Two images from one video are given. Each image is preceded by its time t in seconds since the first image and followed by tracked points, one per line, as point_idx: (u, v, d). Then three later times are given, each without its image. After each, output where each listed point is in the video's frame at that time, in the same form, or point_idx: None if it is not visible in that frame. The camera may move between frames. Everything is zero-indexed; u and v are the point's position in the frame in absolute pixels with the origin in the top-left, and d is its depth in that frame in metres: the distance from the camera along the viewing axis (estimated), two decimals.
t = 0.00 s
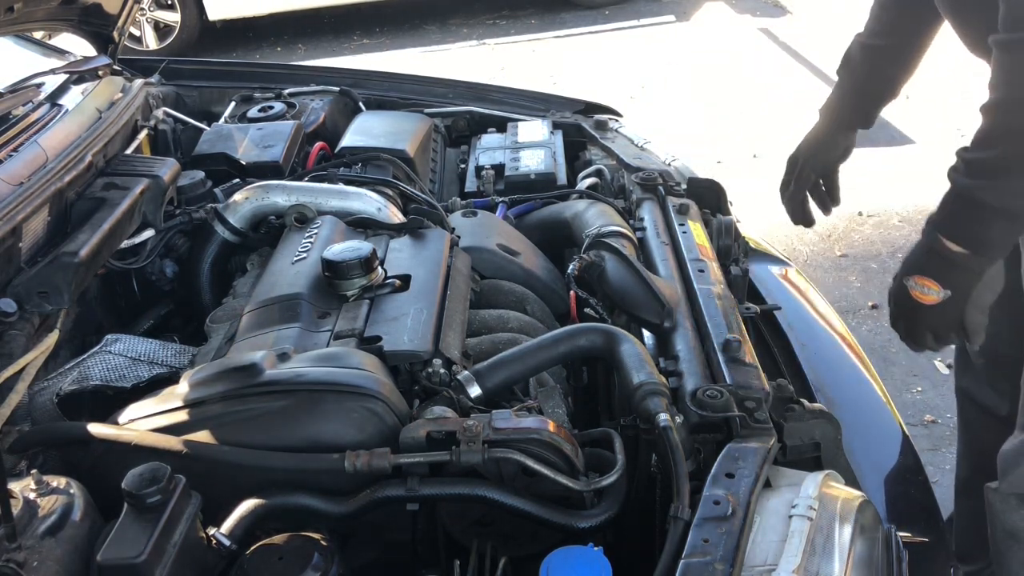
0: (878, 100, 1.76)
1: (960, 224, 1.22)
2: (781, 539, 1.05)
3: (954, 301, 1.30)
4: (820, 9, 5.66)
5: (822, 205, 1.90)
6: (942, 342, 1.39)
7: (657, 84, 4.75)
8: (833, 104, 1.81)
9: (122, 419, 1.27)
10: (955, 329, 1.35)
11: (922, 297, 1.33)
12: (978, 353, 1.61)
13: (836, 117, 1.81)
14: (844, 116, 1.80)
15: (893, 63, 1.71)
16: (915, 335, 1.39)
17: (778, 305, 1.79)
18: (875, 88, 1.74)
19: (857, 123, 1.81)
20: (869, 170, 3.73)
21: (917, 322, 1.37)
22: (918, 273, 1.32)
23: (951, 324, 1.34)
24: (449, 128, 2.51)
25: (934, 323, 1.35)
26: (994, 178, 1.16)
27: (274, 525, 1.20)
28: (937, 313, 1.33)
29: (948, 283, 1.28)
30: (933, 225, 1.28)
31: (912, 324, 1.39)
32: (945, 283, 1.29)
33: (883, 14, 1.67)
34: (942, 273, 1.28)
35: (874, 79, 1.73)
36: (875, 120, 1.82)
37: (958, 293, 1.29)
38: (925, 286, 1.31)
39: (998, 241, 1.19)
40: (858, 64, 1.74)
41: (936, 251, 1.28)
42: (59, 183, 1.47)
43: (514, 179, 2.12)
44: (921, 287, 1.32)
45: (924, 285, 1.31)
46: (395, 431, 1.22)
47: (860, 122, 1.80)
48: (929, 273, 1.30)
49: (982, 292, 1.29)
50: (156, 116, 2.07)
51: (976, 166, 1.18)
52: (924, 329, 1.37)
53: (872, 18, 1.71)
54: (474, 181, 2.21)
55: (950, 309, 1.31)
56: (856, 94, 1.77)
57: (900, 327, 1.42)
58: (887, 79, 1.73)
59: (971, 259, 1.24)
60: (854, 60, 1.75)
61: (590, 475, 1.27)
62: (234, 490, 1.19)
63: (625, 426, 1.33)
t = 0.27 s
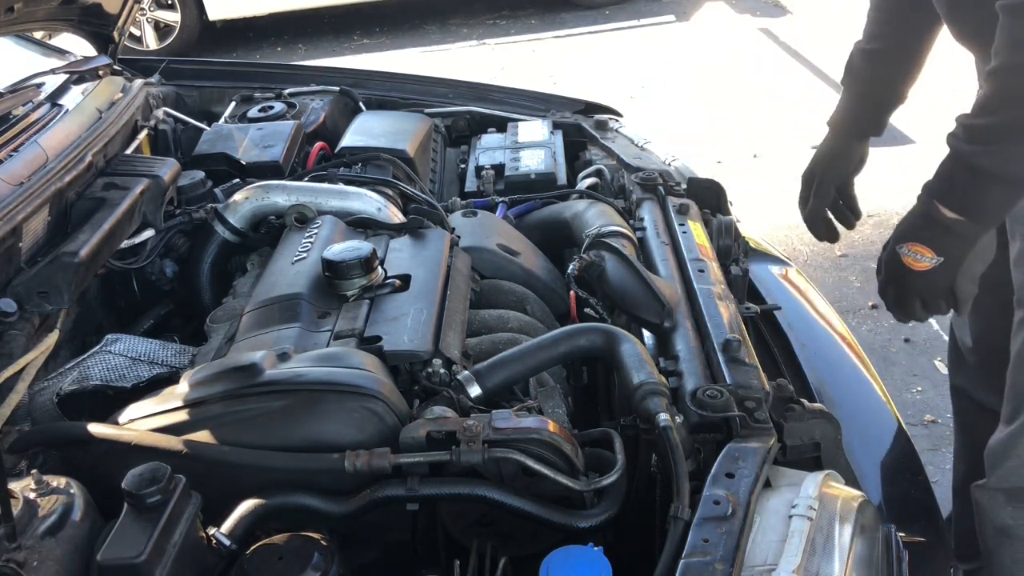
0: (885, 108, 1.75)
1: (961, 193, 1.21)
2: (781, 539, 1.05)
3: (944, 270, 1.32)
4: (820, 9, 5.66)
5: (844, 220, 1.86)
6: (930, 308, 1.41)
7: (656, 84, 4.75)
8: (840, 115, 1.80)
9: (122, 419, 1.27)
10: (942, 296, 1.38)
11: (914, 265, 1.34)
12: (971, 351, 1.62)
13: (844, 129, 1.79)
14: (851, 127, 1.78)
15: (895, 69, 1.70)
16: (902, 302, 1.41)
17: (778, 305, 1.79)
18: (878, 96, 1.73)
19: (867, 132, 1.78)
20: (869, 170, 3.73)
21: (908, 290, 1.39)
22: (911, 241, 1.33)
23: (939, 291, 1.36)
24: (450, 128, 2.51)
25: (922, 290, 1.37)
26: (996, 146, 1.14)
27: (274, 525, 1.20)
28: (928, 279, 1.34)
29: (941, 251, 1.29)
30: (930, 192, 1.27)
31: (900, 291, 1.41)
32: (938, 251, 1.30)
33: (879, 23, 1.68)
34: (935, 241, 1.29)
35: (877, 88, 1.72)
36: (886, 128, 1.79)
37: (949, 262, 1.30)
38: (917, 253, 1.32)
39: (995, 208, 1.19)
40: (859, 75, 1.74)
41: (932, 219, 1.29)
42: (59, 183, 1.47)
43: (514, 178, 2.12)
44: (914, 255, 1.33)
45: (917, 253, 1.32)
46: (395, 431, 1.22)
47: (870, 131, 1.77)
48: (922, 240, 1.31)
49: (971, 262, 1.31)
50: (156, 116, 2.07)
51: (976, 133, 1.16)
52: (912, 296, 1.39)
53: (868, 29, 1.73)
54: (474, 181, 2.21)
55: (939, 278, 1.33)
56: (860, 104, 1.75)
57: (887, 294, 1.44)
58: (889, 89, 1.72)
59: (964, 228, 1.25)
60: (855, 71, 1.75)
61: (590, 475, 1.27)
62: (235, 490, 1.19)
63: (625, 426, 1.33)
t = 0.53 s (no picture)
0: (879, 111, 1.75)
1: (971, 180, 1.21)
2: (780, 539, 1.05)
3: (956, 260, 1.31)
4: (820, 9, 5.67)
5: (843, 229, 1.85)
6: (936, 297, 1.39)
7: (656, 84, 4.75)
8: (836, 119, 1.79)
9: (121, 419, 1.27)
10: (953, 287, 1.36)
11: (926, 254, 1.33)
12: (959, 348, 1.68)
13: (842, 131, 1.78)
14: (849, 131, 1.77)
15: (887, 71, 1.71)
16: (911, 296, 1.40)
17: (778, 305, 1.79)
18: (873, 99, 1.73)
19: (864, 135, 1.77)
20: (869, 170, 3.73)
21: (918, 280, 1.37)
22: (922, 229, 1.31)
23: (948, 281, 1.35)
24: (450, 128, 2.51)
25: (931, 281, 1.36)
26: (1006, 134, 1.15)
27: (273, 525, 1.20)
28: (939, 269, 1.33)
29: (954, 240, 1.28)
30: (941, 180, 1.27)
31: (909, 283, 1.40)
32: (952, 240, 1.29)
33: (868, 28, 1.70)
34: (948, 229, 1.28)
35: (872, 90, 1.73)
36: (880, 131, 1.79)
37: (962, 252, 1.29)
38: (929, 242, 1.31)
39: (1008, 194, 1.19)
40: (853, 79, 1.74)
41: (942, 206, 1.28)
42: (59, 184, 1.47)
43: (514, 178, 2.12)
44: (925, 244, 1.32)
45: (929, 241, 1.31)
46: (395, 431, 1.21)
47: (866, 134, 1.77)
48: (933, 228, 1.30)
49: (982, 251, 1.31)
50: (156, 116, 2.07)
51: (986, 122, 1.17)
52: (920, 287, 1.38)
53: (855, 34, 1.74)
54: (474, 181, 2.21)
55: (950, 267, 1.32)
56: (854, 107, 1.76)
57: (894, 288, 1.42)
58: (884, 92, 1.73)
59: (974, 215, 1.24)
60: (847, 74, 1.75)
61: (590, 475, 1.27)
62: (234, 490, 1.19)
63: (625, 426, 1.33)
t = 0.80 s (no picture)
0: (851, 119, 1.73)
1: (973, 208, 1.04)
2: (780, 539, 1.05)
3: (954, 287, 1.11)
4: (820, 9, 5.66)
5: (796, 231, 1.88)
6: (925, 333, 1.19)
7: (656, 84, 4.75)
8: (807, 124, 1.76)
9: (122, 419, 1.27)
10: (948, 319, 1.16)
11: (922, 281, 1.13)
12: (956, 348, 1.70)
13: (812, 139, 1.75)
14: (818, 137, 1.75)
15: (859, 79, 1.68)
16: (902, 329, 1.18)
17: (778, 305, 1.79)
18: (845, 106, 1.70)
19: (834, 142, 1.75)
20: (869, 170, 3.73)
21: (911, 313, 1.16)
22: (923, 253, 1.11)
23: (947, 310, 1.14)
24: (450, 128, 2.51)
25: (926, 310, 1.15)
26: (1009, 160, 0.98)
27: (274, 525, 1.20)
28: (937, 300, 1.13)
29: (955, 265, 1.09)
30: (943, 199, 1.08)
31: (902, 312, 1.18)
32: (950, 264, 1.09)
33: (840, 37, 1.66)
34: (950, 252, 1.09)
35: (843, 99, 1.70)
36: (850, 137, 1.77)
37: (962, 278, 1.10)
38: (926, 265, 1.11)
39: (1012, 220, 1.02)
40: (825, 87, 1.71)
41: (942, 229, 1.09)
42: (59, 184, 1.47)
43: (514, 178, 2.12)
44: (923, 270, 1.12)
45: (929, 267, 1.11)
46: (395, 431, 1.22)
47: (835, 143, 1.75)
48: (934, 251, 1.10)
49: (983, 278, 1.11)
50: (156, 116, 2.07)
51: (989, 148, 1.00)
52: (914, 318, 1.17)
53: (827, 41, 1.70)
54: (474, 181, 2.21)
55: (946, 297, 1.13)
56: (827, 114, 1.73)
57: (880, 318, 1.21)
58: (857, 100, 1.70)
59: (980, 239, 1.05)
60: (820, 81, 1.72)
61: (590, 475, 1.27)
62: (235, 490, 1.19)
63: (625, 426, 1.34)
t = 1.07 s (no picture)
0: (839, 128, 1.69)
1: (930, 261, 1.04)
2: (780, 539, 1.05)
3: (889, 328, 1.08)
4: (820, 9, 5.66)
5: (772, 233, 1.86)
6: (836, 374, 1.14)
7: (656, 84, 4.75)
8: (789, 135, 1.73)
9: (122, 419, 1.27)
10: (869, 359, 1.11)
11: (862, 314, 1.09)
12: (963, 354, 1.65)
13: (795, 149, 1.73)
14: (799, 146, 1.72)
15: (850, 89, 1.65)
16: (815, 361, 1.13)
17: (778, 305, 1.79)
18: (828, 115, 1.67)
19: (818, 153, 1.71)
20: (869, 171, 3.73)
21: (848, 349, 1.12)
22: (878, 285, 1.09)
23: (871, 348, 1.10)
24: (450, 128, 2.51)
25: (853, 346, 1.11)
26: (969, 219, 0.99)
27: (273, 525, 1.20)
28: (871, 337, 1.09)
29: (900, 306, 1.07)
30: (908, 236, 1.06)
31: (828, 338, 1.13)
32: (895, 303, 1.07)
33: (828, 45, 1.64)
34: (900, 294, 1.07)
35: (830, 105, 1.66)
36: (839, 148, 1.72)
37: (900, 321, 1.07)
38: (873, 298, 1.09)
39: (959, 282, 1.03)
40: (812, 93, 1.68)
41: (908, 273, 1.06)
42: (59, 184, 1.47)
43: (514, 178, 2.12)
44: (869, 300, 1.09)
45: (874, 301, 1.09)
46: (395, 431, 1.22)
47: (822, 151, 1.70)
48: (887, 287, 1.08)
49: (918, 332, 1.09)
50: (156, 116, 2.07)
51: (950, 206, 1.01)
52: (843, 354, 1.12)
53: (816, 49, 1.68)
54: (474, 181, 2.21)
55: (883, 337, 1.09)
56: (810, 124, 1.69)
57: (802, 348, 1.16)
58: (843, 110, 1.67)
59: (931, 291, 1.04)
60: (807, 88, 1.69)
61: (590, 475, 1.27)
62: (235, 490, 1.19)
63: (625, 426, 1.34)
